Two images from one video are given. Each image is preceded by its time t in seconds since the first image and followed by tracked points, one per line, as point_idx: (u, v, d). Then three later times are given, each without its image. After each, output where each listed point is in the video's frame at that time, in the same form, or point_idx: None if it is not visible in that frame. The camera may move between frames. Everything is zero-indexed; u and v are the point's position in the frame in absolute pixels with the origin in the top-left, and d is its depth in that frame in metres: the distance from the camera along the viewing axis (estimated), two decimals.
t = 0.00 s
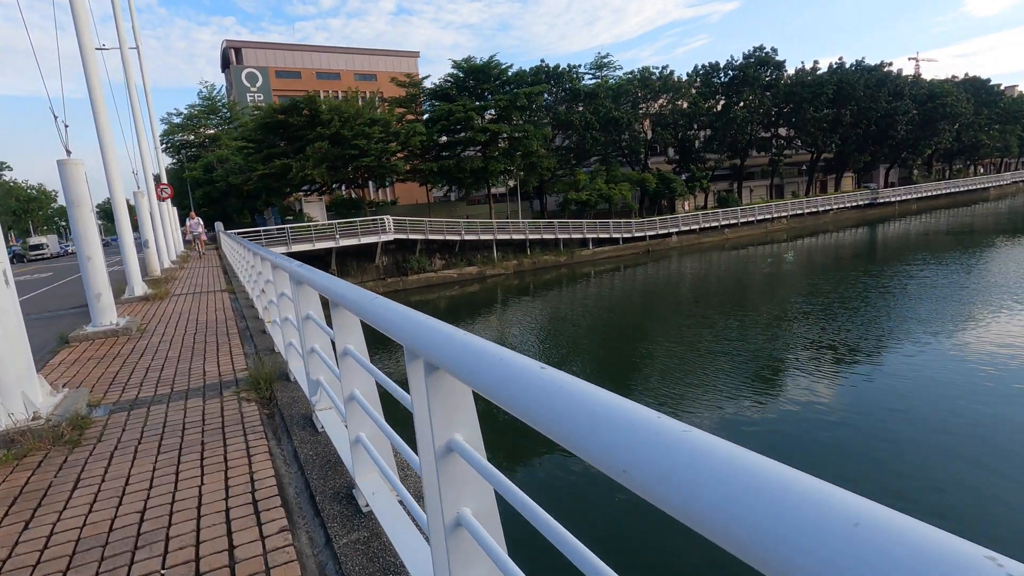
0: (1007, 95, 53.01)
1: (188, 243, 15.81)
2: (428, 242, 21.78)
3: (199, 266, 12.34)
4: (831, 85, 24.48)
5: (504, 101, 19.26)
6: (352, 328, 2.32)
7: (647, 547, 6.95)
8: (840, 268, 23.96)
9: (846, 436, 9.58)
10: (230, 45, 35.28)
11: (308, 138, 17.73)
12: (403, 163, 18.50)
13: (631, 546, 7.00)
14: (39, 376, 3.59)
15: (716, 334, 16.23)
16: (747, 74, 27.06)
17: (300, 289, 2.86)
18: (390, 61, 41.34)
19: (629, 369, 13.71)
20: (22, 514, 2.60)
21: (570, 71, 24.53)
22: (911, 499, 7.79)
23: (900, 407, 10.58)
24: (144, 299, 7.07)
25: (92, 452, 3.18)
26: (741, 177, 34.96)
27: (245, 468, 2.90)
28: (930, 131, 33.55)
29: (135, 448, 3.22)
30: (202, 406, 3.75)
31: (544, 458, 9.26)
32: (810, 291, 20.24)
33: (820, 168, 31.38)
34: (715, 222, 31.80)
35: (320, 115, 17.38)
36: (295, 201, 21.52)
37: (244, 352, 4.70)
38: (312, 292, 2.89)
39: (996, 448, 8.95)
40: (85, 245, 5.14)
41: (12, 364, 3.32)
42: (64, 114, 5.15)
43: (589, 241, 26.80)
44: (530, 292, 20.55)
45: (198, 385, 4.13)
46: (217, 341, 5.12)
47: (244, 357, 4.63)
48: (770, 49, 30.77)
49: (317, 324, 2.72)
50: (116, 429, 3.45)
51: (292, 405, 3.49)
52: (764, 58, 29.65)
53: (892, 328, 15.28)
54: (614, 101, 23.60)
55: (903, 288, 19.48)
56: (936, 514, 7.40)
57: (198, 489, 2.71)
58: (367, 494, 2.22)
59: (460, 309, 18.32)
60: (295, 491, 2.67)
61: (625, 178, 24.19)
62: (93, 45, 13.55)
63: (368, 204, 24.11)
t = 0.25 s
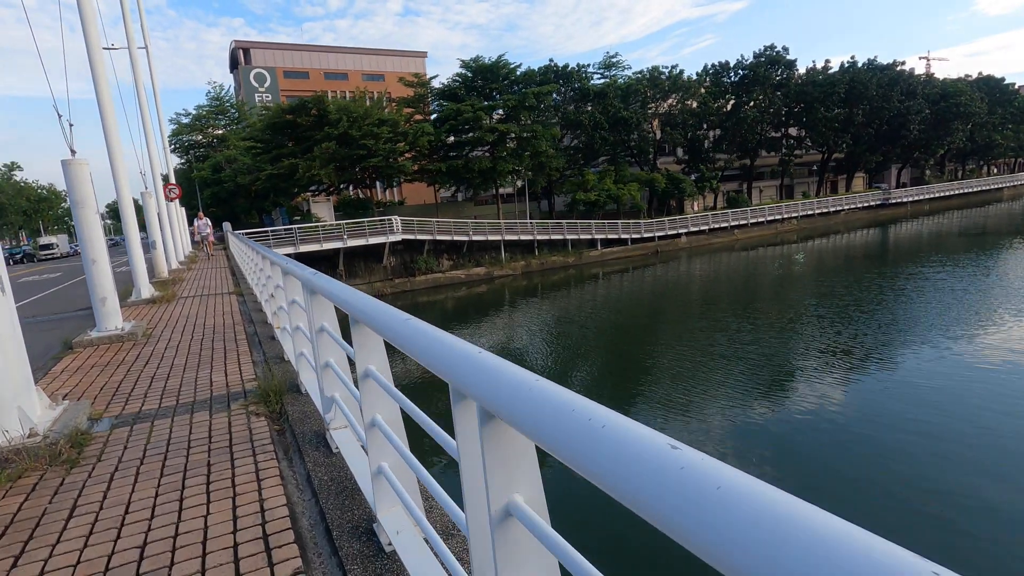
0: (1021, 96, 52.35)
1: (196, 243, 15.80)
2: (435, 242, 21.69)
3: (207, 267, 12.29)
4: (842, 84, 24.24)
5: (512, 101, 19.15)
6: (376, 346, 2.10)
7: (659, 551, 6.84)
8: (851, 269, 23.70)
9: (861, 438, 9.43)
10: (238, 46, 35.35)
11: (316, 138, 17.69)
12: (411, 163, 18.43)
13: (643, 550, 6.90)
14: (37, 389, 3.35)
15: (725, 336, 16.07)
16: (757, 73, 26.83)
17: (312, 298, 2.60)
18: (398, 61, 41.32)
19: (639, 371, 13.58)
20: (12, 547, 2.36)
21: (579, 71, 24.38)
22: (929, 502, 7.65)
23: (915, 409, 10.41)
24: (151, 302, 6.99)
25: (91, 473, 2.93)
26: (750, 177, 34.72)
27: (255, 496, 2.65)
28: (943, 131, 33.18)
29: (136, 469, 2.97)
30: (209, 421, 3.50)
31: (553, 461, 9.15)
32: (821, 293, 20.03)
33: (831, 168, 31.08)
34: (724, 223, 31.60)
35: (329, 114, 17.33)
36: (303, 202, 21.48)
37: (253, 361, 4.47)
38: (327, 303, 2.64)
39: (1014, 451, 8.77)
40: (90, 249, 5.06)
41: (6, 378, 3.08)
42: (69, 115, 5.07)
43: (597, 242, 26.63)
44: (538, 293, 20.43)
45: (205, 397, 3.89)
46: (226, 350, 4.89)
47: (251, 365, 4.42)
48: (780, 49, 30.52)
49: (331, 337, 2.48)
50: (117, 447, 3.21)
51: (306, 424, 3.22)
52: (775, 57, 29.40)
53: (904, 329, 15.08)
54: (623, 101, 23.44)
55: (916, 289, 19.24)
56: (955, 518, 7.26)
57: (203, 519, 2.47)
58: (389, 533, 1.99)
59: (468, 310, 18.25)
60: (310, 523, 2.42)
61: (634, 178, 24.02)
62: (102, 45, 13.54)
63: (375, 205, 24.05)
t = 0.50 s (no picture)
0: None
1: (198, 242, 15.67)
2: (439, 241, 21.54)
3: (209, 266, 12.15)
4: (848, 82, 24.05)
5: (517, 98, 19.01)
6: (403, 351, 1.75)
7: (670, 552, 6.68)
8: (856, 268, 23.53)
9: (873, 437, 9.28)
10: (239, 44, 35.18)
11: (318, 136, 17.54)
12: (414, 161, 18.28)
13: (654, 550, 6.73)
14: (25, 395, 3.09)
15: (731, 335, 15.93)
16: (762, 71, 26.64)
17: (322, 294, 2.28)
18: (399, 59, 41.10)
19: (644, 370, 13.44)
20: None
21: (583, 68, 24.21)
22: (942, 501, 7.54)
23: (926, 408, 10.25)
24: (151, 301, 6.82)
25: (79, 492, 2.62)
26: (756, 175, 34.46)
27: (261, 516, 2.33)
28: (949, 129, 32.98)
29: (128, 487, 2.66)
30: (211, 430, 3.19)
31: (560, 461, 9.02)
32: (826, 291, 19.89)
33: (836, 167, 30.88)
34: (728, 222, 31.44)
35: (331, 112, 17.20)
36: (305, 200, 21.33)
37: (257, 362, 4.16)
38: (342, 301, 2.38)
39: None
40: (86, 244, 4.90)
41: None
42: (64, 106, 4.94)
43: (601, 241, 26.47)
44: (542, 292, 20.28)
45: (205, 403, 3.58)
46: (230, 352, 4.58)
47: (255, 367, 4.12)
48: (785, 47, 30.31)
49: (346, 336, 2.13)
50: (109, 462, 2.90)
51: (313, 435, 2.86)
52: (780, 55, 29.20)
53: (912, 327, 14.91)
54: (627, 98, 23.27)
55: (923, 288, 19.10)
56: (970, 518, 7.16)
57: (204, 548, 2.14)
58: (420, 570, 1.64)
59: (472, 309, 18.11)
60: (324, 549, 2.08)
61: (638, 176, 23.85)
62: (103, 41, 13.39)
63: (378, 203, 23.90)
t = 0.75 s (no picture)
0: None
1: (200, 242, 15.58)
2: (441, 241, 21.42)
3: (209, 266, 12.05)
4: (853, 82, 23.91)
5: (520, 98, 18.89)
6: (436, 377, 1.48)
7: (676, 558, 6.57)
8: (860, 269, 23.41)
9: (879, 439, 9.19)
10: (242, 43, 35.05)
11: (320, 136, 17.43)
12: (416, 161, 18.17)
13: (659, 556, 6.62)
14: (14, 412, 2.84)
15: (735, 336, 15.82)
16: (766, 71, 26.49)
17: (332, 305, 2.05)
18: (402, 59, 41.05)
19: (648, 371, 13.34)
20: None
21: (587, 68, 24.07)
22: (950, 505, 7.45)
23: (933, 410, 10.14)
24: (151, 304, 6.71)
25: (69, 523, 2.37)
26: (759, 176, 34.35)
27: (270, 558, 2.07)
28: (953, 129, 32.82)
29: (126, 519, 2.40)
30: (214, 451, 2.93)
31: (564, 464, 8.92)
32: (830, 292, 19.79)
33: (840, 167, 30.73)
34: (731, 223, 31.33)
35: (333, 111, 17.08)
36: (307, 200, 21.21)
37: (262, 373, 3.94)
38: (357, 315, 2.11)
39: None
40: (82, 247, 4.79)
41: None
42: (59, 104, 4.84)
43: (604, 242, 26.34)
44: (545, 293, 20.16)
45: (208, 420, 3.32)
46: (232, 362, 4.34)
47: (260, 378, 3.91)
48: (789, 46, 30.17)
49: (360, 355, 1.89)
50: (103, 487, 2.65)
51: (326, 459, 2.60)
52: (785, 54, 29.04)
53: (916, 329, 14.81)
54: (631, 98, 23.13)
55: (927, 290, 18.98)
56: (978, 523, 7.07)
57: None
58: None
59: (474, 310, 18.01)
60: None
61: (641, 177, 23.71)
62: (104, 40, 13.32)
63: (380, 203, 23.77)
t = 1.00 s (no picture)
0: None
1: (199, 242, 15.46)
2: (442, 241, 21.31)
3: (209, 266, 11.94)
4: (856, 81, 23.80)
5: (522, 96, 18.78)
6: (478, 404, 1.31)
7: (682, 561, 6.43)
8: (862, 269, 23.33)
9: (885, 439, 9.09)
10: (242, 42, 34.89)
11: (321, 134, 17.31)
12: (418, 159, 18.05)
13: (664, 559, 6.48)
14: None
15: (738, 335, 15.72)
16: (769, 70, 26.38)
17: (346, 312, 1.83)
18: (403, 58, 40.91)
19: (650, 369, 13.27)
20: None
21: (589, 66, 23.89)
22: (957, 505, 7.38)
23: (939, 409, 10.06)
24: (148, 305, 6.58)
25: (47, 549, 2.16)
26: (761, 176, 34.19)
27: None
28: (956, 129, 32.69)
29: (109, 552, 2.15)
30: (211, 469, 2.70)
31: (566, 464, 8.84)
32: (832, 292, 19.71)
33: (842, 166, 30.61)
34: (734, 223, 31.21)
35: (335, 110, 16.98)
36: (308, 199, 21.12)
37: (263, 380, 3.77)
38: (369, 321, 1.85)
39: None
40: (74, 247, 4.65)
41: None
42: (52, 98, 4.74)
43: (606, 241, 26.18)
44: (547, 292, 20.07)
45: (204, 434, 3.08)
46: (231, 369, 4.11)
47: (261, 385, 3.74)
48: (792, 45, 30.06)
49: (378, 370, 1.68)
50: (89, 507, 2.45)
51: (335, 481, 2.38)
52: (787, 53, 28.91)
53: (920, 327, 14.70)
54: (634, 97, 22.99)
55: (930, 289, 18.90)
56: (987, 523, 6.99)
57: None
58: None
59: (476, 310, 17.86)
60: None
61: (643, 176, 23.59)
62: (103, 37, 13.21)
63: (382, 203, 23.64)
